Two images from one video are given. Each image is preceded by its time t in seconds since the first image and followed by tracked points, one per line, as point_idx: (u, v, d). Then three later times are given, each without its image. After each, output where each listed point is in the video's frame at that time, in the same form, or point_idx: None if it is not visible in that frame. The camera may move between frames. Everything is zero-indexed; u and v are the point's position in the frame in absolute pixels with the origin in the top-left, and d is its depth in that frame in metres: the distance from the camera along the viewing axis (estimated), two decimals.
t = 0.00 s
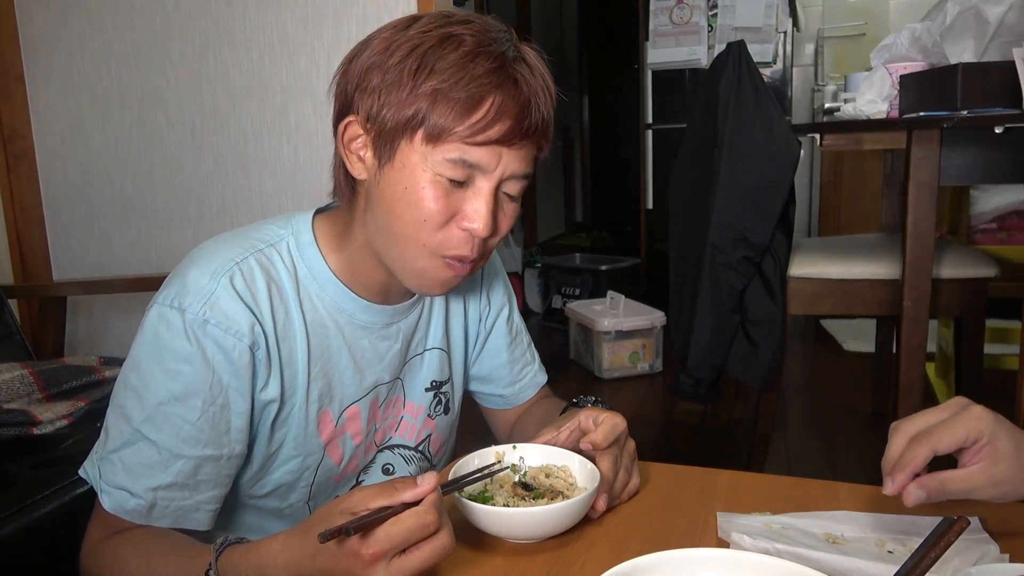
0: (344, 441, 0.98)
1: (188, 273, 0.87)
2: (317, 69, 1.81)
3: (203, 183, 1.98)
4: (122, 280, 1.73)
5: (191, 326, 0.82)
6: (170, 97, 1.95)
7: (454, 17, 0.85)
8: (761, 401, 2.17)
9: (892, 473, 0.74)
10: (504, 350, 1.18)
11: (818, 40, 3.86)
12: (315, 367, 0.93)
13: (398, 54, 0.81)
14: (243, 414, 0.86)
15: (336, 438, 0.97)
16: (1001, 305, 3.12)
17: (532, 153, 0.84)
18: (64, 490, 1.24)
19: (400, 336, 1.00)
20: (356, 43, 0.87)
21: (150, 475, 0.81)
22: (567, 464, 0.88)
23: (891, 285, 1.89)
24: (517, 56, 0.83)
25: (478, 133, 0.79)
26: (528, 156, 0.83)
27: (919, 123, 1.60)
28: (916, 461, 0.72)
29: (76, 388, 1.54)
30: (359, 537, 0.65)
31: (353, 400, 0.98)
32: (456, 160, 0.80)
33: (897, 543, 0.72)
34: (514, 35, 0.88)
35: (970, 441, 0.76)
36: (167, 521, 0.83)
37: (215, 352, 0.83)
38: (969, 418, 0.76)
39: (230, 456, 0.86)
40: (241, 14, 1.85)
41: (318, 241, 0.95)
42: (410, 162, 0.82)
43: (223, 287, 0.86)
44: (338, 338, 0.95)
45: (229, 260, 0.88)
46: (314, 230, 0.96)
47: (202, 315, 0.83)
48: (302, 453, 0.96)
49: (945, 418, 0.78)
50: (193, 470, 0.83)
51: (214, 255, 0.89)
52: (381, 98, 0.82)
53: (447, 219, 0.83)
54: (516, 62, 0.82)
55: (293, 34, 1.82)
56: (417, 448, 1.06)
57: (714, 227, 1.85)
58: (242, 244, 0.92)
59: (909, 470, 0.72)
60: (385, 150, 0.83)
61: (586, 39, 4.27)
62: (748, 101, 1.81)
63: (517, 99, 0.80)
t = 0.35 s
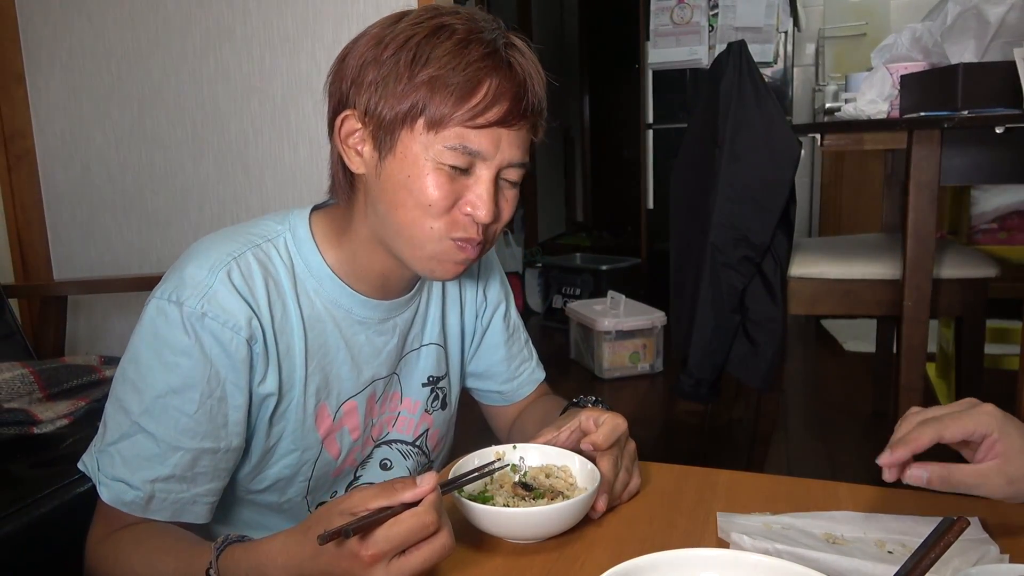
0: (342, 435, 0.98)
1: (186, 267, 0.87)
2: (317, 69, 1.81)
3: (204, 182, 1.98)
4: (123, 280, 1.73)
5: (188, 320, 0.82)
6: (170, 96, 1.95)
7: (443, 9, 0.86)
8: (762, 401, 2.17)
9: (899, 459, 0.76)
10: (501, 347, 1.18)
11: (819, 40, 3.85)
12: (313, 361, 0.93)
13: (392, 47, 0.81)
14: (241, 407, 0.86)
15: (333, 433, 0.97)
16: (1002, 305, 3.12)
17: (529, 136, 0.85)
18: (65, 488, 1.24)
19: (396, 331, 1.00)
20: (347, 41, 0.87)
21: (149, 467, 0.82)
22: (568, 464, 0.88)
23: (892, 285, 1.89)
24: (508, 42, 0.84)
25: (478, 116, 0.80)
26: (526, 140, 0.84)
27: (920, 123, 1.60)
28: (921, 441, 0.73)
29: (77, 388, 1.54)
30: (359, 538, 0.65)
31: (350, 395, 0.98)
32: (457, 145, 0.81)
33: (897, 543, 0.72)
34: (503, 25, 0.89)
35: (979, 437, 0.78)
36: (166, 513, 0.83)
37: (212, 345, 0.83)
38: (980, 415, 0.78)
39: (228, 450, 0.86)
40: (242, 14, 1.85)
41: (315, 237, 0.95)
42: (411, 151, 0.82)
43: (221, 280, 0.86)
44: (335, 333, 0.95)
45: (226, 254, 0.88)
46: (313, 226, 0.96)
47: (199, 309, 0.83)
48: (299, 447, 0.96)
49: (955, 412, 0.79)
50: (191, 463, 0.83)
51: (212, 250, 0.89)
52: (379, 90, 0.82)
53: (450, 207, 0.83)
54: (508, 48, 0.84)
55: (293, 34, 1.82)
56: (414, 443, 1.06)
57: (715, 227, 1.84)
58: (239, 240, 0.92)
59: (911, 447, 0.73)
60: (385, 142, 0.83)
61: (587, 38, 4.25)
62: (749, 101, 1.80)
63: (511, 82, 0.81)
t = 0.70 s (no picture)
0: (343, 431, 0.98)
1: (188, 265, 0.87)
2: (318, 68, 1.81)
3: (204, 182, 1.98)
4: (124, 279, 1.73)
5: (192, 317, 0.83)
6: (171, 96, 1.95)
7: (439, 10, 0.86)
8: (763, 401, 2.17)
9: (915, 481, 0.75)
10: (499, 338, 1.18)
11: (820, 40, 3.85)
12: (315, 359, 0.93)
13: (390, 48, 0.81)
14: (243, 404, 0.86)
15: (335, 429, 0.97)
16: (1003, 305, 3.12)
17: (527, 135, 0.86)
18: (66, 488, 1.24)
19: (397, 327, 1.00)
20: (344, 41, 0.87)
21: (151, 464, 0.82)
22: (569, 465, 0.88)
23: (893, 285, 1.89)
24: (505, 41, 0.85)
25: (477, 117, 0.80)
26: (524, 137, 0.85)
27: (921, 123, 1.60)
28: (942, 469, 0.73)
29: (78, 387, 1.54)
30: (359, 539, 0.65)
31: (352, 391, 0.98)
32: (458, 145, 0.81)
33: (898, 544, 0.72)
34: (498, 24, 0.89)
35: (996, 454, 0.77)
36: (169, 510, 0.83)
37: (215, 342, 0.83)
38: (993, 434, 0.78)
39: (230, 446, 0.86)
40: (243, 14, 1.85)
41: (317, 235, 0.95)
42: (412, 149, 0.82)
43: (224, 278, 0.86)
44: (337, 331, 0.95)
45: (229, 252, 0.88)
46: (314, 224, 0.96)
47: (203, 306, 0.83)
48: (301, 444, 0.96)
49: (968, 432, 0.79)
50: (194, 459, 0.83)
51: (215, 248, 0.89)
52: (378, 91, 0.82)
53: (452, 202, 0.83)
54: (505, 48, 0.84)
55: (294, 34, 1.82)
56: (412, 437, 1.06)
57: (716, 227, 1.84)
58: (242, 238, 0.92)
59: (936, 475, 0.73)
60: (385, 141, 0.83)
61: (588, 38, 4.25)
62: (750, 101, 1.80)
63: (510, 82, 0.82)
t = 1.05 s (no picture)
0: (346, 427, 0.99)
1: (189, 265, 0.87)
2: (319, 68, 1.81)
3: (205, 181, 1.98)
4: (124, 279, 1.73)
5: (194, 316, 0.83)
6: (172, 95, 1.95)
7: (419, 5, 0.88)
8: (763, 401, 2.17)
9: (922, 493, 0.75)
10: (499, 328, 1.18)
11: (821, 41, 3.84)
12: (317, 357, 0.93)
13: (374, 44, 0.83)
14: (246, 402, 0.86)
15: (338, 425, 0.98)
16: (1004, 306, 3.12)
17: (514, 121, 0.88)
18: (66, 487, 1.24)
19: (399, 323, 1.00)
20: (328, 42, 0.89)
21: (155, 463, 0.82)
22: (569, 465, 0.88)
23: (892, 286, 1.89)
24: (485, 31, 0.87)
25: (464, 105, 0.82)
26: (510, 123, 0.87)
27: (921, 124, 1.60)
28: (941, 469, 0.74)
29: (79, 386, 1.54)
30: (359, 539, 0.65)
31: (355, 388, 0.98)
32: (447, 134, 0.83)
33: (898, 544, 0.72)
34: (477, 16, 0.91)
35: (999, 459, 0.76)
36: (173, 509, 0.83)
37: (217, 341, 0.83)
38: (997, 439, 0.78)
39: (232, 444, 0.86)
40: (244, 14, 1.85)
41: (317, 233, 0.95)
42: (402, 143, 0.84)
43: (225, 278, 0.86)
44: (339, 328, 0.95)
45: (230, 251, 0.88)
46: (314, 223, 0.96)
47: (204, 306, 0.83)
48: (304, 440, 0.96)
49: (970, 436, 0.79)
50: (197, 458, 0.83)
51: (215, 247, 0.89)
52: (365, 87, 0.84)
53: (445, 191, 0.85)
54: (486, 37, 0.86)
55: (295, 34, 1.82)
56: (412, 430, 1.06)
57: (716, 228, 1.84)
58: (242, 237, 0.92)
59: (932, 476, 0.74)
60: (376, 135, 0.85)
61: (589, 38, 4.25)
62: (751, 102, 1.80)
63: (494, 69, 0.84)
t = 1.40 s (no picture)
0: (346, 428, 0.99)
1: (189, 266, 0.87)
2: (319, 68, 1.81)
3: (206, 182, 1.98)
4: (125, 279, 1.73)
5: (194, 318, 0.83)
6: (172, 96, 1.95)
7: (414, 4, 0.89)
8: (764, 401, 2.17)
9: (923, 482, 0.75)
10: (499, 329, 1.18)
11: (822, 42, 3.84)
12: (317, 358, 0.93)
13: (368, 43, 0.84)
14: (246, 403, 0.86)
15: (338, 426, 0.98)
16: (1004, 306, 3.12)
17: (511, 118, 0.88)
18: (66, 488, 1.23)
19: (399, 324, 1.00)
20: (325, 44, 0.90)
21: (155, 464, 0.82)
22: (570, 466, 0.88)
23: (893, 286, 1.89)
24: (480, 28, 0.87)
25: (459, 101, 0.82)
26: (507, 119, 0.87)
27: (922, 124, 1.60)
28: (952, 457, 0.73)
29: (80, 386, 1.55)
30: (359, 540, 0.65)
31: (356, 389, 0.98)
32: (442, 131, 0.83)
33: (899, 545, 0.72)
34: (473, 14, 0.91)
35: (1006, 450, 0.77)
36: (174, 510, 0.83)
37: (218, 342, 0.83)
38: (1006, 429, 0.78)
39: (233, 445, 0.86)
40: (244, 14, 1.85)
41: (317, 233, 0.95)
42: (398, 141, 0.84)
43: (225, 279, 0.86)
44: (339, 329, 0.95)
45: (231, 253, 0.88)
46: (314, 223, 0.96)
47: (205, 308, 0.83)
48: (304, 441, 0.96)
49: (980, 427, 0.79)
50: (198, 459, 0.83)
51: (216, 249, 0.89)
52: (361, 88, 0.84)
53: (442, 188, 0.85)
54: (481, 34, 0.86)
55: (296, 34, 1.82)
56: (413, 431, 1.06)
57: (717, 228, 1.84)
58: (243, 238, 0.92)
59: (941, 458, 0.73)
60: (373, 134, 0.85)
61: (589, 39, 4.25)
62: (751, 102, 1.80)
63: (489, 65, 0.84)
